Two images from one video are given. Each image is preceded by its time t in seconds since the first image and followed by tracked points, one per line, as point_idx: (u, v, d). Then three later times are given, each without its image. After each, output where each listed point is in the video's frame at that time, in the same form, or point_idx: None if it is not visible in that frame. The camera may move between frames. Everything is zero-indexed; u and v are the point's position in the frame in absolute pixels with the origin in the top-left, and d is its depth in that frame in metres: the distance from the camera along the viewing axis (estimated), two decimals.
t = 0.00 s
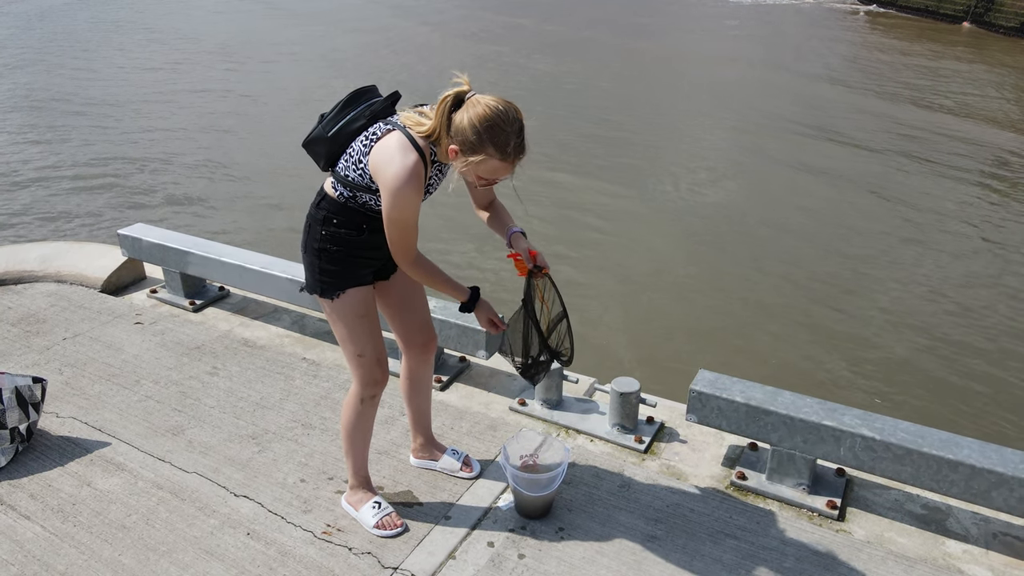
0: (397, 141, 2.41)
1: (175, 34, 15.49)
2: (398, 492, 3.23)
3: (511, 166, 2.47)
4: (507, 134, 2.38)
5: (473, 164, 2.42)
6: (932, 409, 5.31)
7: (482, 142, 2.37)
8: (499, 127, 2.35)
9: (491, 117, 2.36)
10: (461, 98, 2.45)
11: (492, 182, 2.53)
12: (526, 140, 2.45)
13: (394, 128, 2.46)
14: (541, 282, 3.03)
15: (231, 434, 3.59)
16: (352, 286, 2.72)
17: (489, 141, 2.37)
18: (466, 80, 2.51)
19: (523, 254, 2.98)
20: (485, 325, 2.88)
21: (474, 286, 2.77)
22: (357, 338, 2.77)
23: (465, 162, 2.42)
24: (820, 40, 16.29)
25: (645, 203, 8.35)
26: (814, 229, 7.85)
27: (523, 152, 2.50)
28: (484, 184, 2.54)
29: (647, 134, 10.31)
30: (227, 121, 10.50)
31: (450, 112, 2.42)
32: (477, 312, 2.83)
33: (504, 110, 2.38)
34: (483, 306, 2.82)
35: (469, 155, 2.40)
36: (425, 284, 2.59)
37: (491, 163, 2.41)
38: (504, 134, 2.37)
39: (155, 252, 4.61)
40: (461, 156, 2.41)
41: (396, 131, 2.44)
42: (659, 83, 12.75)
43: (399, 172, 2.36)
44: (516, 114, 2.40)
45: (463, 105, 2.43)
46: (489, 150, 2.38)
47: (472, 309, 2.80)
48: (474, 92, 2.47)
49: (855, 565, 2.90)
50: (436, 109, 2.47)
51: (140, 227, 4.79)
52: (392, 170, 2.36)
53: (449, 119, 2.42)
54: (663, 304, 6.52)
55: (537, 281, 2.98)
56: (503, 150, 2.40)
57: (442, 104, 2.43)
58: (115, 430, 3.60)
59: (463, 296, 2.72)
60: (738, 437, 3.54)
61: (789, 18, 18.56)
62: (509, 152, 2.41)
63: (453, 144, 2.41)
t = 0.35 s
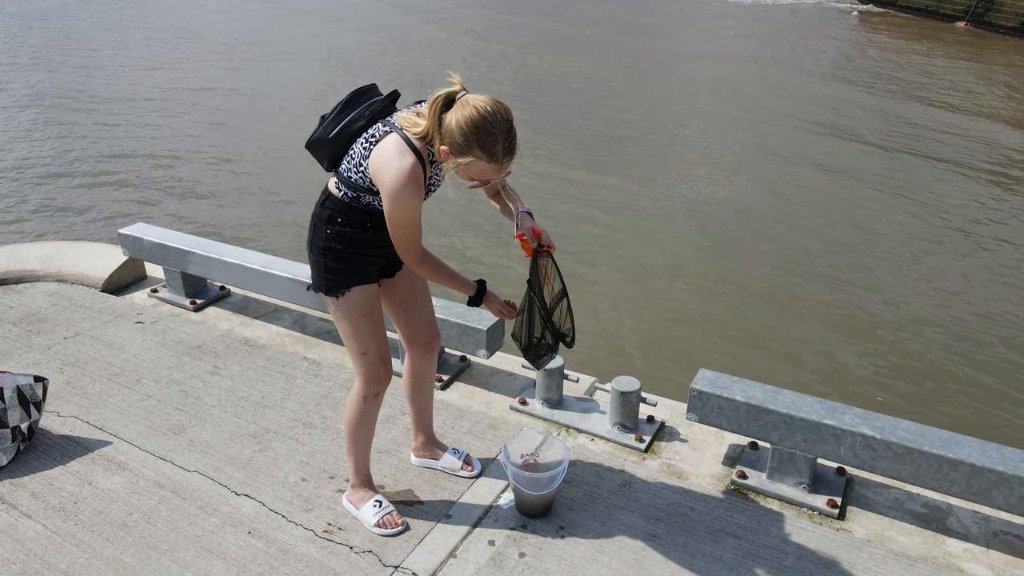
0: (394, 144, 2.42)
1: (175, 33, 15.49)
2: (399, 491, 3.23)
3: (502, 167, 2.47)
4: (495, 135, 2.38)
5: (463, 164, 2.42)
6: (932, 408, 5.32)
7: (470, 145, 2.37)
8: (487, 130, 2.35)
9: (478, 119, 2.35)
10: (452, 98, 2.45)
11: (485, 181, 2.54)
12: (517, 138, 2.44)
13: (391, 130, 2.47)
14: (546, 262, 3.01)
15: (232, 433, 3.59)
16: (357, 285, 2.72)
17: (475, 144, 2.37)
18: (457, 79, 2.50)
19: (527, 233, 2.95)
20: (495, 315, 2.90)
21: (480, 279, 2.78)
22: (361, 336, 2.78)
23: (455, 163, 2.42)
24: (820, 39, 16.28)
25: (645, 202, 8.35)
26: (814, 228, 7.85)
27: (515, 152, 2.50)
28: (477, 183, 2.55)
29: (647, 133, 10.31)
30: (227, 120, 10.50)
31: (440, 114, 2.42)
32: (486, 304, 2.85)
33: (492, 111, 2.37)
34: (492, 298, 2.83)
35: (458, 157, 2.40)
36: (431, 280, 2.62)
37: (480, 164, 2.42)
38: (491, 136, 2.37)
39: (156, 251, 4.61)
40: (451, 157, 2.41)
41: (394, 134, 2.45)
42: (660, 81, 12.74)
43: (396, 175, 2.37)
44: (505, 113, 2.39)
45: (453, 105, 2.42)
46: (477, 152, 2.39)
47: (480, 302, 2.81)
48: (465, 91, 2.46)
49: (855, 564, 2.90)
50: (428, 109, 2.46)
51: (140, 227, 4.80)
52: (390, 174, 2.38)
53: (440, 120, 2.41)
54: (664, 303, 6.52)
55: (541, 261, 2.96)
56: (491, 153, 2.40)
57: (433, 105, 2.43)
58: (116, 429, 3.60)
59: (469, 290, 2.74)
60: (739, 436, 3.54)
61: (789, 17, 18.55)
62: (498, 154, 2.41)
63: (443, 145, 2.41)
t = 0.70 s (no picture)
0: (389, 145, 2.42)
1: (175, 33, 15.46)
2: (399, 490, 3.24)
3: (495, 167, 2.46)
4: (486, 137, 2.37)
5: (455, 166, 2.42)
6: (931, 407, 5.32)
7: (460, 147, 2.38)
8: (477, 131, 2.35)
9: (469, 121, 2.35)
10: (446, 99, 2.44)
11: (480, 183, 2.54)
12: (509, 138, 2.43)
13: (389, 131, 2.47)
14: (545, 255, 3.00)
15: (232, 432, 3.60)
16: (358, 283, 2.73)
17: (467, 145, 2.37)
18: (452, 80, 2.50)
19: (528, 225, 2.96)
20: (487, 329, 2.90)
21: (476, 289, 2.79)
22: (362, 334, 2.78)
23: (449, 164, 2.42)
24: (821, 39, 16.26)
25: (645, 201, 8.34)
26: (815, 227, 7.84)
27: (508, 151, 2.49)
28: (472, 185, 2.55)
29: (647, 132, 10.30)
30: (227, 121, 10.49)
31: (433, 114, 2.41)
32: (478, 316, 2.85)
33: (484, 113, 2.37)
34: (484, 310, 2.83)
35: (451, 158, 2.40)
36: (431, 282, 2.62)
37: (472, 166, 2.42)
38: (482, 138, 2.36)
39: (156, 251, 4.62)
40: (445, 158, 2.41)
41: (391, 134, 2.45)
42: (659, 80, 12.73)
43: (391, 176, 2.38)
44: (497, 114, 2.39)
45: (447, 105, 2.42)
46: (468, 154, 2.39)
47: (472, 313, 2.82)
48: (459, 92, 2.45)
49: (854, 563, 2.90)
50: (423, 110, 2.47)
51: (141, 226, 4.80)
52: (386, 176, 2.39)
53: (434, 121, 2.41)
54: (664, 302, 6.52)
55: (542, 252, 2.96)
56: (482, 154, 2.39)
57: (427, 106, 2.43)
58: (116, 428, 3.61)
59: (465, 298, 2.74)
60: (739, 436, 3.54)
61: (789, 17, 18.53)
62: (489, 156, 2.41)
63: (437, 146, 2.41)
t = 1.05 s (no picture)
0: (388, 145, 2.43)
1: (175, 32, 15.45)
2: (400, 488, 3.24)
3: (494, 162, 2.46)
4: (484, 132, 2.36)
5: (453, 162, 2.42)
6: (932, 406, 5.31)
7: (458, 143, 2.37)
8: (475, 127, 2.34)
9: (467, 117, 2.34)
10: (443, 95, 2.44)
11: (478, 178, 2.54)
12: (507, 132, 2.42)
13: (387, 130, 2.48)
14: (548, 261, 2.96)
15: (233, 431, 3.60)
16: (358, 281, 2.73)
17: (465, 141, 2.37)
18: (449, 77, 2.49)
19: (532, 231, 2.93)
20: (499, 329, 2.89)
21: (486, 290, 2.78)
22: (363, 332, 2.79)
23: (448, 161, 2.42)
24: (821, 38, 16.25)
25: (646, 198, 8.33)
26: (815, 224, 7.83)
27: (507, 145, 2.48)
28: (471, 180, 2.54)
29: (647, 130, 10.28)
30: (227, 120, 10.48)
31: (431, 112, 2.41)
32: (490, 316, 2.83)
33: (479, 108, 2.35)
34: (496, 310, 2.81)
35: (450, 154, 2.40)
36: (436, 281, 2.62)
37: (469, 161, 2.42)
38: (480, 133, 2.36)
39: (157, 250, 4.62)
40: (443, 154, 2.41)
41: (390, 133, 2.46)
42: (660, 79, 12.72)
43: (389, 176, 2.38)
44: (495, 109, 2.38)
45: (445, 102, 2.41)
46: (467, 150, 2.38)
47: (484, 313, 2.80)
48: (456, 88, 2.45)
49: (855, 562, 2.90)
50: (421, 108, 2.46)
51: (141, 225, 4.80)
52: (386, 175, 2.39)
53: (431, 119, 2.41)
54: (664, 300, 6.51)
55: (546, 258, 2.91)
56: (481, 150, 2.39)
57: (424, 104, 2.42)
58: (117, 426, 3.61)
59: (476, 299, 2.74)
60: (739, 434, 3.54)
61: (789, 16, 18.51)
62: (488, 150, 2.40)
63: (435, 143, 2.41)
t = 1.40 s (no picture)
0: (394, 135, 2.43)
1: (174, 32, 15.43)
2: (401, 487, 3.24)
3: (504, 157, 2.45)
4: (496, 125, 2.37)
5: (463, 156, 2.41)
6: (934, 404, 5.31)
7: (470, 135, 2.36)
8: (488, 119, 2.34)
9: (479, 109, 2.34)
10: (454, 89, 2.45)
11: (487, 173, 2.53)
12: (518, 128, 2.43)
13: (393, 122, 2.48)
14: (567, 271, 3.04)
15: (234, 430, 3.60)
16: (359, 279, 2.73)
17: (476, 133, 2.36)
18: (459, 73, 2.50)
19: (549, 241, 3.02)
20: (475, 329, 2.82)
21: (468, 286, 2.75)
22: (363, 331, 2.78)
23: (458, 154, 2.41)
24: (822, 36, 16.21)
25: (646, 197, 8.31)
26: (816, 223, 7.82)
27: (517, 142, 2.48)
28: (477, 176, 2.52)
29: (648, 129, 10.27)
30: (226, 119, 10.46)
31: (441, 105, 2.42)
32: (468, 313, 2.79)
33: (492, 101, 2.36)
34: (473, 308, 2.78)
35: (460, 147, 2.39)
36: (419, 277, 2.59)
37: (481, 155, 2.41)
38: (492, 125, 2.36)
39: (157, 249, 4.62)
40: (453, 148, 2.41)
41: (395, 125, 2.46)
42: (660, 78, 12.70)
43: (394, 164, 2.37)
44: (507, 104, 2.39)
45: (455, 96, 2.42)
46: (478, 142, 2.37)
47: (462, 309, 2.77)
48: (467, 83, 2.46)
49: (857, 561, 2.90)
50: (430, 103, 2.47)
51: (142, 225, 4.80)
52: (389, 164, 2.38)
53: (441, 112, 2.42)
54: (665, 299, 6.51)
55: (561, 268, 2.99)
56: (492, 142, 2.38)
57: (434, 96, 2.43)
58: (118, 425, 3.61)
59: (453, 292, 2.70)
60: (740, 433, 3.54)
61: (789, 16, 18.47)
62: (498, 145, 2.40)
63: (444, 136, 2.41)
